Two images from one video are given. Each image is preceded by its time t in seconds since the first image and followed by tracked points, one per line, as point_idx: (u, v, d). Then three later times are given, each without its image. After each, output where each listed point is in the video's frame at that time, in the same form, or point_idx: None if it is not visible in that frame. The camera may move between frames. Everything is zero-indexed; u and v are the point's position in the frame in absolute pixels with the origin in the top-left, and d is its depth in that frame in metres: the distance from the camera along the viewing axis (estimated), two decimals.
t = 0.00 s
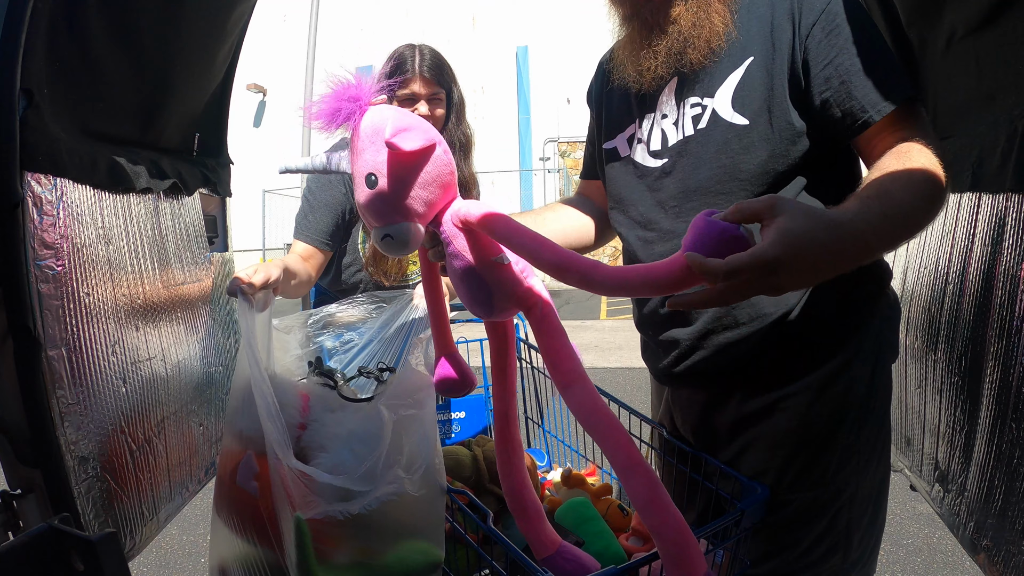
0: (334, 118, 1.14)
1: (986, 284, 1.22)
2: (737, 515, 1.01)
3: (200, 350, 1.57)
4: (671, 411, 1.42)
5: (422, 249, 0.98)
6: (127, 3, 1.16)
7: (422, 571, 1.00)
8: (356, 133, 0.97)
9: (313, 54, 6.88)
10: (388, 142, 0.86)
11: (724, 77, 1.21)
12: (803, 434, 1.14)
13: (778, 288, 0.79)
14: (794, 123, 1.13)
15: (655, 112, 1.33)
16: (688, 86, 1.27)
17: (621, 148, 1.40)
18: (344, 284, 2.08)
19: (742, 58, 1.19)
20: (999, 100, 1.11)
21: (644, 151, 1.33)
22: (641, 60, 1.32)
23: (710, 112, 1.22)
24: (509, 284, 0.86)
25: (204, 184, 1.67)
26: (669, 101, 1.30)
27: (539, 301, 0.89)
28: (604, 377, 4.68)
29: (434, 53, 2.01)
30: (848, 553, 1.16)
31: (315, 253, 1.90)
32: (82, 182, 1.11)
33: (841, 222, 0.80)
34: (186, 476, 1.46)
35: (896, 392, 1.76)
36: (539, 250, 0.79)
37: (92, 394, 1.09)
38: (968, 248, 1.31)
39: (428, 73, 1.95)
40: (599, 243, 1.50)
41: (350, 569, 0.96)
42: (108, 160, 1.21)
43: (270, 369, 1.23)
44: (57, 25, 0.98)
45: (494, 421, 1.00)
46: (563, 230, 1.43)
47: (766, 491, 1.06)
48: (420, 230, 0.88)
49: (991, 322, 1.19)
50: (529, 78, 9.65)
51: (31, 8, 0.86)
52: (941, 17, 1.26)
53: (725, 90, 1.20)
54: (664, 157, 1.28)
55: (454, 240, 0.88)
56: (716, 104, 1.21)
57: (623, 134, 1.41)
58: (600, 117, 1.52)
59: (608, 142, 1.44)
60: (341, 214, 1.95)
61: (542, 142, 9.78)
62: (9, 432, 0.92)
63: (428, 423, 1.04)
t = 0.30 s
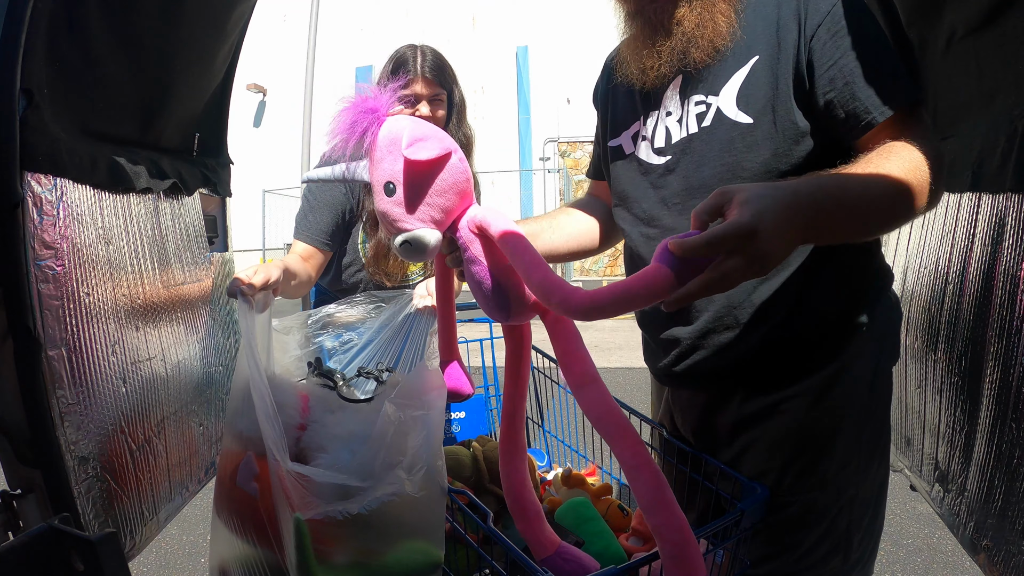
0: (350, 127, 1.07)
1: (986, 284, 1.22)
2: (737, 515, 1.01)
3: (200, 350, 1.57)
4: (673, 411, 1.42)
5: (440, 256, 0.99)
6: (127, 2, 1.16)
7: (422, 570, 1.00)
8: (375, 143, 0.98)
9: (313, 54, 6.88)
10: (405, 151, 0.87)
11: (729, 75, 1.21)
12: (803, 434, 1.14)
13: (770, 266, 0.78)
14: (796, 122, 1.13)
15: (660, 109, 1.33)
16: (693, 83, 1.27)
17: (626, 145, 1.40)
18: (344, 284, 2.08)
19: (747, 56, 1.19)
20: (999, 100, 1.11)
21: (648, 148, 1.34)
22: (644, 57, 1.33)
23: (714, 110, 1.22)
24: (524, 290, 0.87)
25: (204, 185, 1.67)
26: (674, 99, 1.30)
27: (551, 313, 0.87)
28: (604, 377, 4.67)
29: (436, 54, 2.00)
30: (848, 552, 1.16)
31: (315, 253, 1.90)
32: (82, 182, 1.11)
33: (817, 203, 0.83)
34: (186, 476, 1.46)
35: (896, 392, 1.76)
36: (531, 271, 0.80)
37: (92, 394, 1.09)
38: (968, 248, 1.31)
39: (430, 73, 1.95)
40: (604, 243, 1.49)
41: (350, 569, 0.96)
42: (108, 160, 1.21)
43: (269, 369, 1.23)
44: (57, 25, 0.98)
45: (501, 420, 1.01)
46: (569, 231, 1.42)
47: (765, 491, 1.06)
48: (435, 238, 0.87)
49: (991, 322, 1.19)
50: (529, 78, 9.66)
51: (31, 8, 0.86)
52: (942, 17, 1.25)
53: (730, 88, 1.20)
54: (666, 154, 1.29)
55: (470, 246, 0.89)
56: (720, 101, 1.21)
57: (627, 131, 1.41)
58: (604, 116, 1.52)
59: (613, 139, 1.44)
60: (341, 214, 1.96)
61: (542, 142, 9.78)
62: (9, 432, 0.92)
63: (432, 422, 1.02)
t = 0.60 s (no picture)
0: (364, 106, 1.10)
1: (986, 284, 1.22)
2: (736, 514, 1.01)
3: (200, 350, 1.57)
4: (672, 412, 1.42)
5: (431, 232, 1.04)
6: (127, 2, 1.16)
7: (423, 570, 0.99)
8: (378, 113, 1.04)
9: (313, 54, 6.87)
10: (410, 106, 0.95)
11: (731, 76, 1.20)
12: (804, 434, 1.14)
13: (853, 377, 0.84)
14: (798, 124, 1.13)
15: (662, 109, 1.33)
16: (693, 85, 1.26)
17: (627, 146, 1.40)
18: (344, 284, 2.08)
19: (749, 58, 1.19)
20: (999, 100, 1.11)
21: (650, 150, 1.33)
22: (641, 57, 1.33)
23: (715, 112, 1.22)
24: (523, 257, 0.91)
25: (204, 185, 1.67)
26: (676, 101, 1.30)
27: (545, 288, 0.91)
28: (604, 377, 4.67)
29: (437, 54, 1.98)
30: (848, 553, 1.15)
31: (315, 254, 1.90)
32: (82, 182, 1.11)
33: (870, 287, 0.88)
34: (186, 476, 1.46)
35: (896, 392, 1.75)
36: (666, 302, 0.83)
37: (92, 394, 1.09)
38: (968, 248, 1.30)
39: (431, 73, 1.94)
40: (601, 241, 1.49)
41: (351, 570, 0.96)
42: (108, 159, 1.21)
43: (269, 368, 1.22)
44: (57, 25, 0.98)
45: (501, 416, 1.01)
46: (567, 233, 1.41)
47: (765, 491, 1.06)
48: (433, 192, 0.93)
49: (991, 322, 1.19)
50: (529, 78, 9.66)
51: (30, 9, 0.86)
52: (942, 17, 1.25)
53: (733, 89, 1.20)
54: (667, 157, 1.29)
55: (465, 211, 0.93)
56: (721, 103, 1.21)
57: (629, 133, 1.40)
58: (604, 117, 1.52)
59: (614, 142, 1.44)
60: (341, 214, 1.96)
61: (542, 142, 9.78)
62: (9, 433, 0.92)
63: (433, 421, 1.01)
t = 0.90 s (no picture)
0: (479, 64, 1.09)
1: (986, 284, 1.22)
2: (736, 513, 1.01)
3: (200, 350, 1.57)
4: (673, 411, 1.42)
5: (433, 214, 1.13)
6: (127, 2, 1.16)
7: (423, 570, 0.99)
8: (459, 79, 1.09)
9: (313, 54, 6.87)
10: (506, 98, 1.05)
11: (742, 74, 1.20)
12: (805, 434, 1.14)
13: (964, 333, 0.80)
14: (810, 120, 1.14)
15: (667, 107, 1.32)
16: (699, 82, 1.26)
17: (632, 146, 1.39)
18: (344, 283, 2.08)
19: (759, 56, 1.19)
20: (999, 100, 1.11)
21: (656, 149, 1.32)
22: (648, 55, 1.33)
23: (726, 109, 1.21)
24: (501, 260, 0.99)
25: (204, 184, 1.67)
26: (680, 97, 1.29)
27: (509, 286, 0.98)
28: (604, 377, 4.68)
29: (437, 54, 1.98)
30: (848, 552, 1.15)
31: (316, 253, 1.88)
32: (82, 182, 1.11)
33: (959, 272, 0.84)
34: (186, 476, 1.46)
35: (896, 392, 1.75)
36: (720, 252, 0.84)
37: (92, 395, 1.09)
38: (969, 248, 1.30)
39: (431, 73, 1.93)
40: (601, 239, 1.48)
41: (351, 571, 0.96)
42: (108, 160, 1.21)
43: (269, 368, 1.21)
44: (57, 26, 0.98)
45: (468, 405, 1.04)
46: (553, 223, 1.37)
47: (766, 491, 1.06)
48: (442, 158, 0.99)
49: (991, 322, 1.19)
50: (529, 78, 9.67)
51: (30, 9, 0.86)
52: (943, 17, 1.24)
53: (743, 87, 1.19)
54: (676, 154, 1.28)
55: (462, 202, 1.00)
56: (731, 100, 1.21)
57: (632, 131, 1.39)
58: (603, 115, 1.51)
59: (619, 140, 1.43)
60: (341, 214, 1.96)
61: (542, 143, 9.77)
62: (9, 433, 0.92)
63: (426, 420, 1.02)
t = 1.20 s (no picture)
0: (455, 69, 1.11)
1: (986, 284, 1.22)
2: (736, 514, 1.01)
3: (200, 350, 1.57)
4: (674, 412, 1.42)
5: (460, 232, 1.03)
6: (127, 3, 1.16)
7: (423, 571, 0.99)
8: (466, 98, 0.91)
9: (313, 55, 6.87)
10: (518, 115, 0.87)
11: (745, 72, 1.20)
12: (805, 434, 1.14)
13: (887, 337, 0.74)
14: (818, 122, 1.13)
15: (668, 105, 1.32)
16: (701, 82, 1.26)
17: (632, 144, 1.38)
18: (344, 284, 2.09)
19: (764, 53, 1.19)
20: (998, 101, 1.11)
21: (657, 149, 1.32)
22: (649, 48, 1.32)
23: (728, 109, 1.21)
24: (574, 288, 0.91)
25: (204, 184, 1.67)
26: (682, 97, 1.29)
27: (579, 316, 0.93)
28: (604, 377, 4.67)
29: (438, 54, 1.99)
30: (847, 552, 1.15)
31: (316, 253, 1.88)
32: (82, 182, 1.11)
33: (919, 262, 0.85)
34: (186, 476, 1.45)
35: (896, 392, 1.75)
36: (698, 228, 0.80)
37: (92, 395, 1.09)
38: (969, 248, 1.30)
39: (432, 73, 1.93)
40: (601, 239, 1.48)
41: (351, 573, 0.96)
42: (109, 160, 1.21)
43: (270, 368, 1.21)
44: (57, 25, 0.98)
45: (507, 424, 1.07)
46: (562, 228, 1.31)
47: (765, 491, 1.06)
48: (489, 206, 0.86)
49: (991, 322, 1.19)
50: (529, 78, 9.67)
51: (30, 9, 0.86)
52: (944, 17, 1.24)
53: (746, 85, 1.19)
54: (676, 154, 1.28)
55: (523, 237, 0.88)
56: (733, 100, 1.21)
57: (632, 129, 1.39)
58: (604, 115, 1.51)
59: (620, 138, 1.43)
60: (341, 215, 1.96)
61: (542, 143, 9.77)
62: (9, 433, 0.92)
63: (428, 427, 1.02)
